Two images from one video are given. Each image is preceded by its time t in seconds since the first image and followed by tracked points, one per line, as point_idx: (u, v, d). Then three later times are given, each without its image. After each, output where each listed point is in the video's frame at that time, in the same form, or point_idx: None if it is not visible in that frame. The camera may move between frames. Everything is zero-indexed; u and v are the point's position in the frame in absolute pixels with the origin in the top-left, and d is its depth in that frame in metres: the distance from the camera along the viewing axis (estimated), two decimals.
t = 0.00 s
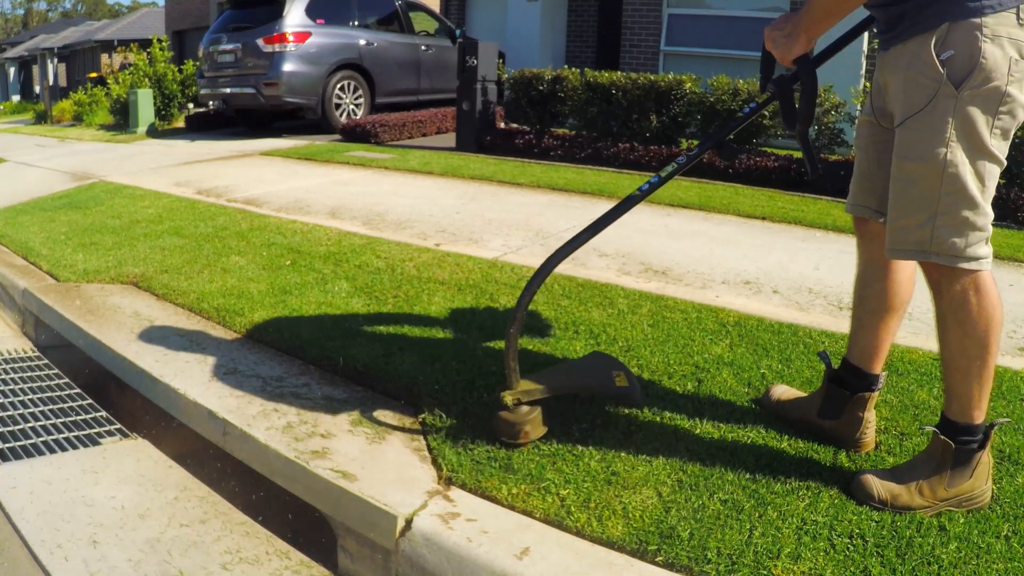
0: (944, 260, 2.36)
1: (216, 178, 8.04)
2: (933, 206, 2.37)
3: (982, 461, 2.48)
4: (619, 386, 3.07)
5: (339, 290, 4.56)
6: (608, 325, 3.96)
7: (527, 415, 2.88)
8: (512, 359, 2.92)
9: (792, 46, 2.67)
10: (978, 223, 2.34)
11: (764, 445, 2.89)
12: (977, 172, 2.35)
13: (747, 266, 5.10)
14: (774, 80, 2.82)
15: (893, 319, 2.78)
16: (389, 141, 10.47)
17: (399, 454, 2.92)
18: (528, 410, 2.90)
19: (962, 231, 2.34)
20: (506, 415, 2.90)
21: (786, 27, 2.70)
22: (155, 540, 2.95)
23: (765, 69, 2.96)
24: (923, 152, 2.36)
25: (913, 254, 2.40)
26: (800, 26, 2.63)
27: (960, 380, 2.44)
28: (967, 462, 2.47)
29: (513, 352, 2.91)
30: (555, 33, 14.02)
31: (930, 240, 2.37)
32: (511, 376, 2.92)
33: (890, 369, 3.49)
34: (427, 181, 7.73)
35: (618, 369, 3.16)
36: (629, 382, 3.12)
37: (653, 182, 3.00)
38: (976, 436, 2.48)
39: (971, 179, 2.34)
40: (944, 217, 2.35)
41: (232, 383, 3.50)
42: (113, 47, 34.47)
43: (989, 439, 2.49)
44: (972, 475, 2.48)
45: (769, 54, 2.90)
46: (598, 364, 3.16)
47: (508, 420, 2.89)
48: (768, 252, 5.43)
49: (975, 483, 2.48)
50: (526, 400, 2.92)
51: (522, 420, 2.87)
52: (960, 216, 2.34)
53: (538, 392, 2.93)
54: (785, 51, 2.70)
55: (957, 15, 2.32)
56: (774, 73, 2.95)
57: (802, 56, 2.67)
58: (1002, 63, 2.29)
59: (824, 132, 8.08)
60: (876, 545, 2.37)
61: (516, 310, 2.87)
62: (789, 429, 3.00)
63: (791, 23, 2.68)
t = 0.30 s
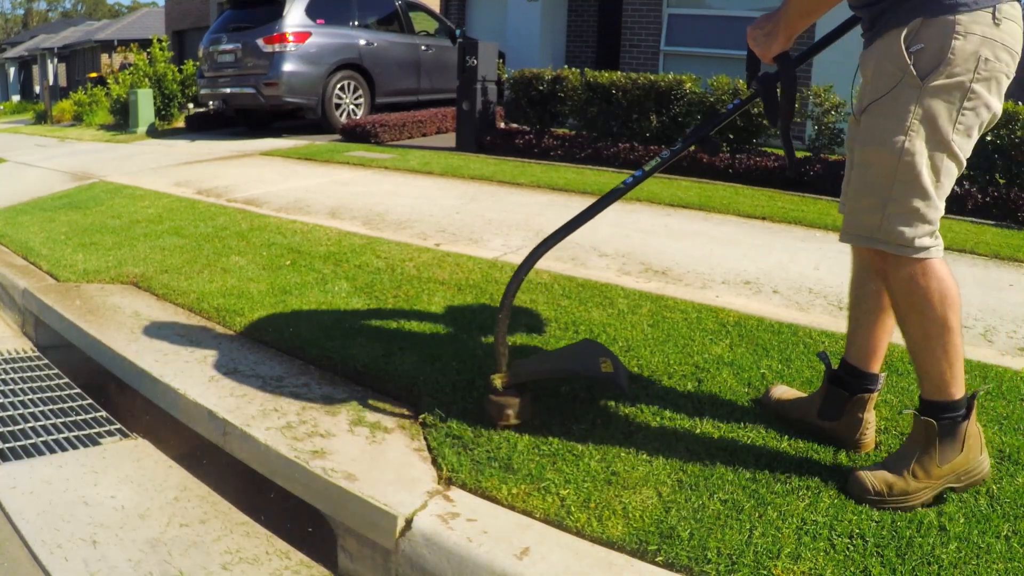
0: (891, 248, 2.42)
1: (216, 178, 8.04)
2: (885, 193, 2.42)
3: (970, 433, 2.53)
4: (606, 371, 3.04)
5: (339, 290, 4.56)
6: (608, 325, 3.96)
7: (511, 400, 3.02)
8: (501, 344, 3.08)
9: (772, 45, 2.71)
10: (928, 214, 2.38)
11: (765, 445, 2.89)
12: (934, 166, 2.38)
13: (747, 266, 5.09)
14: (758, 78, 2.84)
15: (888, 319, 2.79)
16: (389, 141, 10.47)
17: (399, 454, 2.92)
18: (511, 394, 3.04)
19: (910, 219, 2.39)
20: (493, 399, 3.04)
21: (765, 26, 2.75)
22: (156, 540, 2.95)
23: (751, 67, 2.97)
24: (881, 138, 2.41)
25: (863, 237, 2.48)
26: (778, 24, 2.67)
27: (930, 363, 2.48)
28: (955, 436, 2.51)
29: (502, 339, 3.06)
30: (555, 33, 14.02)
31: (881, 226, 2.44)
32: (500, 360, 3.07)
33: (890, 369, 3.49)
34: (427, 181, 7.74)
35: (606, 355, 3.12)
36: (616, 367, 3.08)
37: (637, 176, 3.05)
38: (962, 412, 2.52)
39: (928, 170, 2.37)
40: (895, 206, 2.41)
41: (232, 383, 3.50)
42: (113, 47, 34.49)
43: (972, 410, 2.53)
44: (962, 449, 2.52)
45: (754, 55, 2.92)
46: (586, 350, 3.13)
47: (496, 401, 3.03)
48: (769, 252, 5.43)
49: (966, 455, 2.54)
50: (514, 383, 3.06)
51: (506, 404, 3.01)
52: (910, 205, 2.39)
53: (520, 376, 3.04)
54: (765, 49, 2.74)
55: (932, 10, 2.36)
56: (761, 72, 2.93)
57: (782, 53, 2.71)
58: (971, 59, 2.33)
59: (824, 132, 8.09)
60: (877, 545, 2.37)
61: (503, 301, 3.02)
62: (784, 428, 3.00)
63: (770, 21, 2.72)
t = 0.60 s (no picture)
0: (838, 230, 2.53)
1: (216, 178, 8.04)
2: (837, 177, 2.54)
3: (844, 423, 2.68)
4: (591, 366, 3.13)
5: (339, 290, 4.56)
6: (608, 325, 3.96)
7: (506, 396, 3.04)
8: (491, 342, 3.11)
9: (757, 46, 2.73)
10: (875, 203, 2.49)
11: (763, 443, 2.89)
12: (890, 158, 2.47)
13: (747, 266, 5.10)
14: (745, 78, 2.86)
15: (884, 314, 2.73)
16: (389, 141, 10.47)
17: (400, 454, 2.92)
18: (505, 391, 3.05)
19: (857, 205, 2.50)
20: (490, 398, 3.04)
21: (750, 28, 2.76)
22: (156, 540, 2.95)
23: (739, 68, 2.96)
24: (841, 122, 2.51)
25: (812, 216, 2.60)
26: (762, 24, 2.69)
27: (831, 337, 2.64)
28: (827, 419, 2.69)
29: (492, 337, 3.09)
30: (555, 33, 14.03)
31: (829, 208, 2.55)
32: (489, 357, 3.09)
33: (890, 369, 3.48)
34: (428, 181, 7.74)
35: (593, 353, 3.21)
36: (603, 364, 3.17)
37: (622, 177, 3.06)
38: (847, 400, 2.66)
39: (881, 161, 2.47)
40: (845, 190, 2.52)
41: (232, 383, 3.50)
42: (113, 47, 34.49)
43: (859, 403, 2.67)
44: (832, 432, 2.69)
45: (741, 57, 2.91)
46: (575, 348, 3.22)
47: (487, 398, 3.05)
48: (769, 252, 5.43)
49: (834, 439, 2.70)
50: (505, 379, 3.09)
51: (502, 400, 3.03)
52: (859, 192, 2.50)
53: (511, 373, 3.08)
54: (751, 49, 2.76)
55: (907, 6, 2.43)
56: (748, 72, 2.90)
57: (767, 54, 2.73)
58: (938, 58, 2.40)
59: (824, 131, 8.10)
60: (876, 544, 2.37)
61: (491, 301, 3.02)
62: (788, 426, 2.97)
63: (754, 22, 2.74)
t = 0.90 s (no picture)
0: (833, 244, 2.54)
1: (216, 178, 8.04)
2: (830, 190, 2.54)
3: (824, 427, 2.72)
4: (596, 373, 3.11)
5: (339, 290, 4.56)
6: (608, 325, 3.96)
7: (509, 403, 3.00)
8: (492, 348, 3.07)
9: (751, 40, 2.73)
10: (870, 214, 2.49)
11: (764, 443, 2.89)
12: (880, 167, 2.48)
13: (747, 266, 5.09)
14: (740, 75, 2.85)
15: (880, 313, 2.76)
16: (389, 141, 10.47)
17: (400, 454, 2.92)
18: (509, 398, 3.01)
19: (852, 218, 2.51)
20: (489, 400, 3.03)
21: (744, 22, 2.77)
22: (156, 539, 2.95)
23: (734, 68, 2.95)
24: (829, 136, 2.52)
25: (808, 232, 2.60)
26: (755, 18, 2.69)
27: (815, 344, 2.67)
28: (808, 423, 2.73)
29: (494, 343, 3.06)
30: (555, 33, 14.03)
31: (824, 222, 2.56)
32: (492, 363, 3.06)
33: (890, 370, 3.48)
34: (428, 181, 7.73)
35: (597, 359, 3.19)
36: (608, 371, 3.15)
37: (620, 177, 3.05)
38: (827, 404, 2.70)
39: (871, 171, 2.47)
40: (837, 204, 2.52)
41: (232, 383, 3.50)
42: (113, 47, 34.49)
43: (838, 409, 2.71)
44: (812, 436, 2.74)
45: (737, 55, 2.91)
46: (578, 354, 3.21)
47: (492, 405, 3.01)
48: (769, 252, 5.43)
49: (814, 443, 2.75)
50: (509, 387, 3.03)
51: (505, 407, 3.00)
52: (852, 204, 2.50)
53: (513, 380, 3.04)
54: (745, 43, 2.76)
55: (883, 13, 2.43)
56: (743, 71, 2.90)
57: (761, 48, 2.73)
58: (919, 64, 2.40)
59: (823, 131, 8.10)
60: (876, 545, 2.37)
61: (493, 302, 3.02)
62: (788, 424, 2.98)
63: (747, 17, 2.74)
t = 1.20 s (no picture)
0: (827, 245, 2.54)
1: (216, 178, 8.04)
2: (822, 192, 2.54)
3: (822, 428, 2.72)
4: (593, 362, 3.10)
5: (339, 290, 4.56)
6: (608, 325, 3.96)
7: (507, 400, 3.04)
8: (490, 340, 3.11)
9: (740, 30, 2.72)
10: (863, 214, 2.50)
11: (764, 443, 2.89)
12: (871, 166, 2.48)
13: (747, 266, 5.09)
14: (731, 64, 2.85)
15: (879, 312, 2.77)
16: (389, 141, 10.47)
17: (399, 454, 2.92)
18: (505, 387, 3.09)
19: (845, 219, 2.51)
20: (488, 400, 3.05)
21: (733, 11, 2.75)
22: (156, 539, 2.95)
23: (727, 57, 2.96)
24: (818, 138, 2.52)
25: (802, 235, 2.60)
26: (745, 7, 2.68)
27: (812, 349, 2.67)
28: (807, 425, 2.73)
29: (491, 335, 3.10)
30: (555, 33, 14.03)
31: (817, 225, 2.55)
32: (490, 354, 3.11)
33: (890, 369, 3.48)
34: (428, 181, 7.73)
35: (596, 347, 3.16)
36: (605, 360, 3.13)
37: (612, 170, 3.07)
38: (824, 405, 2.70)
39: (862, 171, 2.48)
40: (830, 205, 2.52)
41: (232, 383, 3.50)
42: (113, 47, 34.49)
43: (836, 410, 2.71)
44: (810, 438, 2.74)
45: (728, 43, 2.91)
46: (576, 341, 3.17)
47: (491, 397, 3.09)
48: (769, 252, 5.43)
49: (813, 444, 2.75)
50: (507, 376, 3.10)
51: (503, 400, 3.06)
52: (845, 206, 2.50)
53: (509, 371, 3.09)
54: (734, 34, 2.75)
55: (870, 11, 2.42)
56: (735, 57, 2.90)
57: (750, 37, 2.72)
58: (905, 62, 2.41)
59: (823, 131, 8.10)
60: (876, 545, 2.37)
61: (488, 296, 3.05)
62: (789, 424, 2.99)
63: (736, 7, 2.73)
